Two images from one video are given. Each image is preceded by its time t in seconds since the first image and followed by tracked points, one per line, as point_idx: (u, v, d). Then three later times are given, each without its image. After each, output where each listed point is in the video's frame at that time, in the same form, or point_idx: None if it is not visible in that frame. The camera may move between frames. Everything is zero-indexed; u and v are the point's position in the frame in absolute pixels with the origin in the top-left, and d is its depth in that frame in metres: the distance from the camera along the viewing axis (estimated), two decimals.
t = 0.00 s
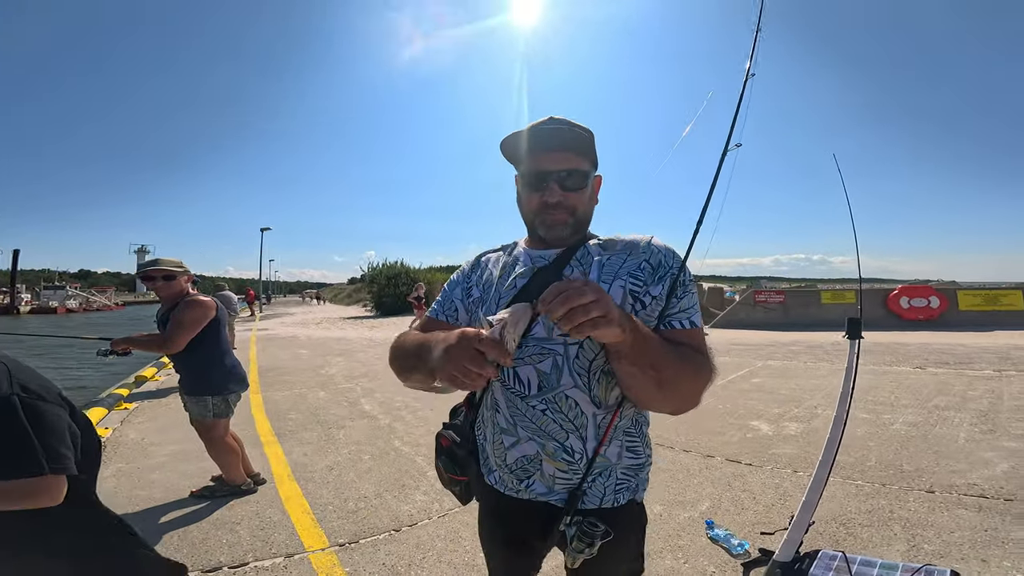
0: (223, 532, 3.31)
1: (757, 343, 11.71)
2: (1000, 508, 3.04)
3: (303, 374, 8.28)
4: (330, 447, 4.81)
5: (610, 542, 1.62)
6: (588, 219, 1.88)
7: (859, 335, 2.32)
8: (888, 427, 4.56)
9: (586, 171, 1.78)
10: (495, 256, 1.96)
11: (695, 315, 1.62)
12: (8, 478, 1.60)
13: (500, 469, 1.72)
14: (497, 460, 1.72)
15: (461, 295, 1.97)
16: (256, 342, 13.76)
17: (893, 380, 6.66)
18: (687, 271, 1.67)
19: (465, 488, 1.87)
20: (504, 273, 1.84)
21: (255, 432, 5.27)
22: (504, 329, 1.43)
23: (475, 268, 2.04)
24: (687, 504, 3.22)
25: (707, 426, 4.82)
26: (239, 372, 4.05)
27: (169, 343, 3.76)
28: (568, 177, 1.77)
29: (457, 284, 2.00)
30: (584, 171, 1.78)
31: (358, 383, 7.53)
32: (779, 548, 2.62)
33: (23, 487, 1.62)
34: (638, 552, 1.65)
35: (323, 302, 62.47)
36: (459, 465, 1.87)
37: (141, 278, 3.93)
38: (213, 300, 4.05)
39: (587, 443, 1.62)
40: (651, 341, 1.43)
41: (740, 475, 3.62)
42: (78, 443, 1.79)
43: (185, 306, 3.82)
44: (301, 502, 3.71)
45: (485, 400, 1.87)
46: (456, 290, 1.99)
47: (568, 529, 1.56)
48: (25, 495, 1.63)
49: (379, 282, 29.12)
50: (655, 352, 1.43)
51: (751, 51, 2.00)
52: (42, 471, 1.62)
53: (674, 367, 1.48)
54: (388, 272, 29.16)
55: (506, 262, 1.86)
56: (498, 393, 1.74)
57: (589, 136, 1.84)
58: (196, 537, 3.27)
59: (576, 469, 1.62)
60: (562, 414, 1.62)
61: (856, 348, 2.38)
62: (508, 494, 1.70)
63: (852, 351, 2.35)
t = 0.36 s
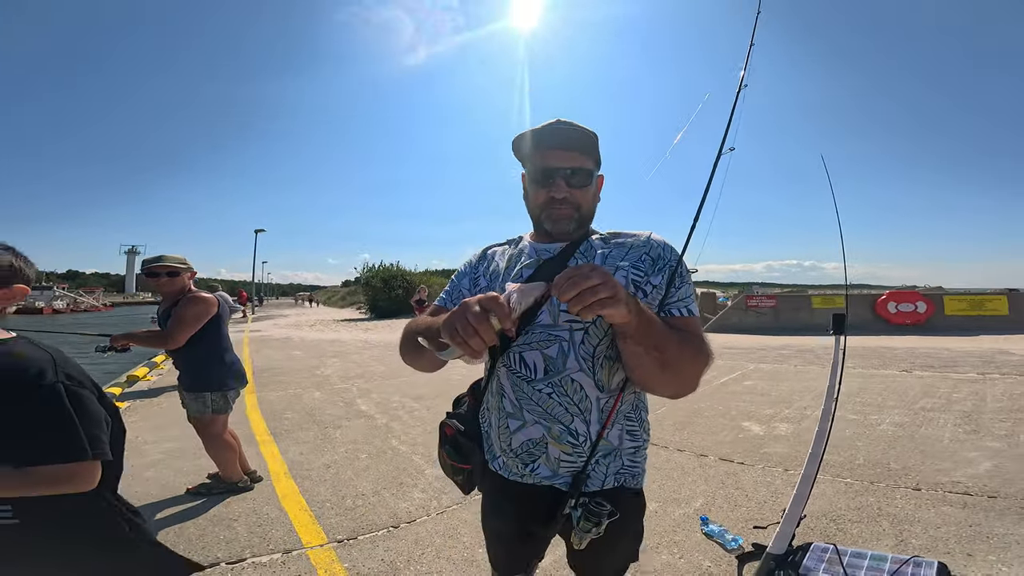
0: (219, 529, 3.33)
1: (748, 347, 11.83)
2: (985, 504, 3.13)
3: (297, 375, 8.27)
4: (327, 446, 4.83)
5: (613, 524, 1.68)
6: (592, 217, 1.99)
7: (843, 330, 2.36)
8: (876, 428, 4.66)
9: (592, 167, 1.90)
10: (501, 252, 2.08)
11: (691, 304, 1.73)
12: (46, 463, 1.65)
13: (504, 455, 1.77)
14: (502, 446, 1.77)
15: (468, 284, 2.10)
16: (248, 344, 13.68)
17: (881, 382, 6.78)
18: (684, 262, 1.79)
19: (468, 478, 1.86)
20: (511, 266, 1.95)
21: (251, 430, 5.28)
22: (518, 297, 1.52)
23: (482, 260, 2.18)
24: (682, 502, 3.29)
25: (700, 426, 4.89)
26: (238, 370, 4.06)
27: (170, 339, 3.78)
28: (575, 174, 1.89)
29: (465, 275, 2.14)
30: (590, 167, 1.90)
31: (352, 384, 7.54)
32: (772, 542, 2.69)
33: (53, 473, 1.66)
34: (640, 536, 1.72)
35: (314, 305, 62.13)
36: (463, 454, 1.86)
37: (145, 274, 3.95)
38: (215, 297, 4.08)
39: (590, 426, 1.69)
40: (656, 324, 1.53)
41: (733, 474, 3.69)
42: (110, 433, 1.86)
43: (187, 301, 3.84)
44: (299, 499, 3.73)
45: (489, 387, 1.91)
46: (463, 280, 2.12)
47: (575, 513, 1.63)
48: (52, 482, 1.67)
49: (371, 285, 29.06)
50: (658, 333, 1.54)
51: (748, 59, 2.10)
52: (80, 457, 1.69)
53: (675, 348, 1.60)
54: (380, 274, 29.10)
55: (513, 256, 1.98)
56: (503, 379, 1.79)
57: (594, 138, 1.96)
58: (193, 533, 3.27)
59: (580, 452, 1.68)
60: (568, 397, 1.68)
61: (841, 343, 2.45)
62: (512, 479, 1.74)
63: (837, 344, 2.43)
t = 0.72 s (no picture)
0: (214, 534, 3.28)
1: (744, 351, 11.88)
2: (984, 507, 3.15)
3: (291, 378, 8.21)
4: (323, 450, 4.79)
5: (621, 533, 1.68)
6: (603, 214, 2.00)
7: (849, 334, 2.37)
8: (874, 431, 4.68)
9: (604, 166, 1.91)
10: (509, 253, 2.08)
11: (706, 305, 1.76)
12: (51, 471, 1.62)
13: (509, 463, 1.74)
14: (506, 454, 1.75)
15: (473, 286, 2.11)
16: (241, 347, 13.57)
17: (876, 386, 6.82)
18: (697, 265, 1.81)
19: (468, 486, 1.84)
20: (519, 268, 1.95)
21: (246, 434, 5.23)
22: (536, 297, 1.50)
23: (487, 261, 2.18)
24: (682, 506, 3.28)
25: (698, 430, 4.89)
26: (235, 372, 4.03)
27: (167, 339, 3.73)
28: (587, 172, 1.89)
29: (470, 276, 2.14)
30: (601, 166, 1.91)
31: (348, 387, 7.49)
32: (774, 546, 2.69)
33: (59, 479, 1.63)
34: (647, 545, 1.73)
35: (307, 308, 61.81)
36: (464, 461, 1.84)
37: (143, 274, 3.91)
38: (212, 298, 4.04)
39: (600, 434, 1.68)
40: (676, 325, 1.53)
41: (733, 477, 3.69)
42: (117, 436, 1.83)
43: (184, 303, 3.80)
44: (295, 504, 3.70)
45: (493, 393, 1.90)
46: (468, 282, 2.13)
47: (584, 524, 1.62)
48: (52, 487, 1.63)
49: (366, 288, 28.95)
50: (679, 337, 1.54)
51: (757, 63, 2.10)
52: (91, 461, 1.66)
53: (694, 352, 1.60)
54: (375, 277, 29.01)
55: (521, 258, 1.98)
56: (510, 385, 1.78)
57: (606, 135, 1.96)
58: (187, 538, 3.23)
59: (589, 460, 1.67)
60: (578, 404, 1.67)
61: (846, 347, 2.45)
62: (516, 487, 1.73)
63: (842, 348, 2.43)
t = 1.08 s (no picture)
0: (214, 536, 3.27)
1: (741, 352, 11.90)
2: (982, 506, 3.17)
3: (289, 380, 8.19)
4: (322, 451, 4.79)
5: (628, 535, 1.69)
6: (606, 213, 2.02)
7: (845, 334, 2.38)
8: (871, 431, 4.71)
9: (607, 163, 1.93)
10: (511, 254, 2.10)
11: (710, 304, 1.77)
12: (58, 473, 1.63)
13: (513, 466, 1.74)
14: (510, 456, 1.75)
15: (474, 286, 2.12)
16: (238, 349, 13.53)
17: (873, 386, 6.86)
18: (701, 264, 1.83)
19: (468, 489, 1.80)
20: (523, 268, 1.96)
21: (245, 436, 5.21)
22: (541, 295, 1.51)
23: (488, 262, 2.19)
24: (683, 505, 3.30)
25: (697, 431, 4.91)
26: (236, 374, 4.02)
27: (168, 340, 3.72)
28: (592, 168, 1.91)
29: (471, 277, 2.15)
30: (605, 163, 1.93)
31: (346, 389, 7.48)
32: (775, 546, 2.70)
33: (60, 483, 1.63)
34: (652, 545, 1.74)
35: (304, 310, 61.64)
36: (464, 463, 1.81)
37: (144, 276, 3.90)
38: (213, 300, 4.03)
39: (606, 435, 1.69)
40: (683, 322, 1.55)
41: (733, 477, 3.70)
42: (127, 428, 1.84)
43: (184, 305, 3.79)
44: (296, 505, 3.69)
45: (496, 395, 1.91)
46: (469, 282, 2.14)
47: (592, 528, 1.63)
48: (50, 493, 1.62)
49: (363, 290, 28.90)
50: (687, 333, 1.56)
51: (760, 65, 2.12)
52: (104, 459, 1.68)
53: (702, 348, 1.62)
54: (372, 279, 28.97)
55: (525, 257, 1.99)
56: (514, 386, 1.79)
57: (611, 134, 1.99)
58: (188, 541, 3.22)
59: (596, 462, 1.68)
60: (584, 404, 1.68)
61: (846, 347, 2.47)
62: (521, 490, 1.73)
63: (841, 348, 2.46)
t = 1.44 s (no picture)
0: (210, 538, 3.26)
1: (738, 353, 11.91)
2: (978, 506, 3.18)
3: (286, 382, 8.17)
4: (319, 453, 4.78)
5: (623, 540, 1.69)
6: (599, 217, 2.03)
7: (840, 335, 2.38)
8: (867, 431, 4.72)
9: (602, 169, 1.94)
10: (505, 255, 2.10)
11: (703, 307, 1.77)
12: (47, 473, 1.64)
13: (506, 470, 1.74)
14: (504, 461, 1.75)
15: (467, 288, 2.11)
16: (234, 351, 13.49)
17: (869, 386, 6.88)
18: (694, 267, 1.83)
19: (462, 494, 1.80)
20: (516, 269, 1.96)
21: (241, 438, 5.20)
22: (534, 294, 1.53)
23: (481, 263, 2.19)
24: (680, 507, 3.30)
25: (694, 431, 4.92)
26: (232, 376, 4.02)
27: (164, 342, 3.71)
28: (587, 173, 1.91)
29: (464, 279, 2.15)
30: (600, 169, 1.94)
31: (343, 390, 7.47)
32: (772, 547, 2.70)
33: (51, 482, 1.64)
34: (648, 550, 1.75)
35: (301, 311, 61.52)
36: (457, 467, 1.81)
37: (140, 277, 3.90)
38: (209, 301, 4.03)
39: (600, 439, 1.69)
40: (675, 327, 1.55)
41: (730, 478, 3.71)
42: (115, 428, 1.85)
43: (180, 307, 3.78)
44: (292, 507, 3.69)
45: (489, 399, 1.91)
46: (462, 284, 2.13)
47: (587, 533, 1.64)
48: (41, 493, 1.62)
49: (360, 292, 28.87)
50: (677, 339, 1.56)
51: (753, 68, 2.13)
52: (94, 459, 1.69)
53: (693, 354, 1.62)
54: (370, 280, 28.93)
55: (519, 259, 1.99)
56: (508, 390, 1.79)
57: (605, 138, 1.99)
58: (184, 543, 3.21)
59: (590, 467, 1.68)
60: (578, 408, 1.69)
61: (840, 348, 2.47)
62: (515, 495, 1.73)
63: (836, 349, 2.46)
